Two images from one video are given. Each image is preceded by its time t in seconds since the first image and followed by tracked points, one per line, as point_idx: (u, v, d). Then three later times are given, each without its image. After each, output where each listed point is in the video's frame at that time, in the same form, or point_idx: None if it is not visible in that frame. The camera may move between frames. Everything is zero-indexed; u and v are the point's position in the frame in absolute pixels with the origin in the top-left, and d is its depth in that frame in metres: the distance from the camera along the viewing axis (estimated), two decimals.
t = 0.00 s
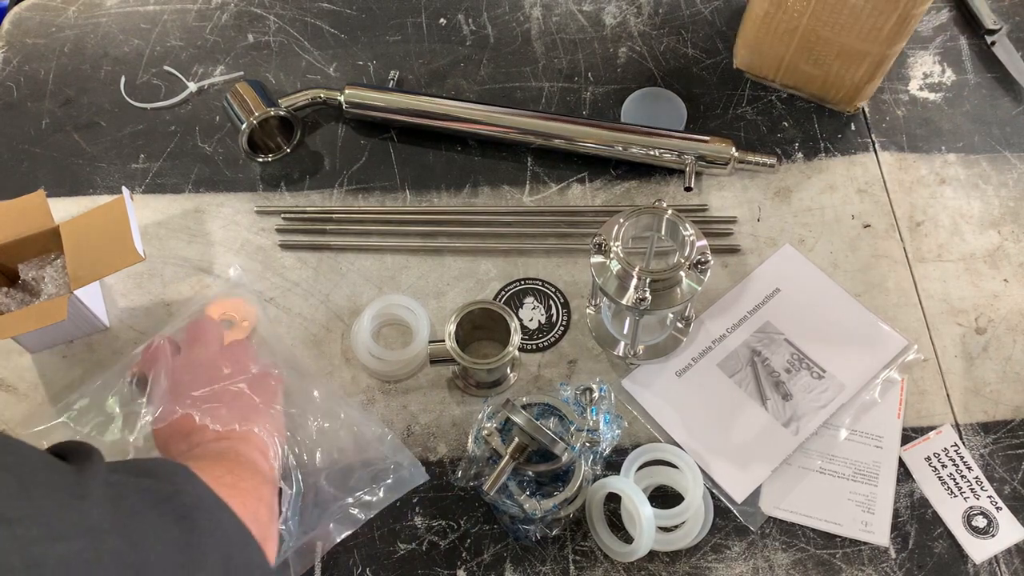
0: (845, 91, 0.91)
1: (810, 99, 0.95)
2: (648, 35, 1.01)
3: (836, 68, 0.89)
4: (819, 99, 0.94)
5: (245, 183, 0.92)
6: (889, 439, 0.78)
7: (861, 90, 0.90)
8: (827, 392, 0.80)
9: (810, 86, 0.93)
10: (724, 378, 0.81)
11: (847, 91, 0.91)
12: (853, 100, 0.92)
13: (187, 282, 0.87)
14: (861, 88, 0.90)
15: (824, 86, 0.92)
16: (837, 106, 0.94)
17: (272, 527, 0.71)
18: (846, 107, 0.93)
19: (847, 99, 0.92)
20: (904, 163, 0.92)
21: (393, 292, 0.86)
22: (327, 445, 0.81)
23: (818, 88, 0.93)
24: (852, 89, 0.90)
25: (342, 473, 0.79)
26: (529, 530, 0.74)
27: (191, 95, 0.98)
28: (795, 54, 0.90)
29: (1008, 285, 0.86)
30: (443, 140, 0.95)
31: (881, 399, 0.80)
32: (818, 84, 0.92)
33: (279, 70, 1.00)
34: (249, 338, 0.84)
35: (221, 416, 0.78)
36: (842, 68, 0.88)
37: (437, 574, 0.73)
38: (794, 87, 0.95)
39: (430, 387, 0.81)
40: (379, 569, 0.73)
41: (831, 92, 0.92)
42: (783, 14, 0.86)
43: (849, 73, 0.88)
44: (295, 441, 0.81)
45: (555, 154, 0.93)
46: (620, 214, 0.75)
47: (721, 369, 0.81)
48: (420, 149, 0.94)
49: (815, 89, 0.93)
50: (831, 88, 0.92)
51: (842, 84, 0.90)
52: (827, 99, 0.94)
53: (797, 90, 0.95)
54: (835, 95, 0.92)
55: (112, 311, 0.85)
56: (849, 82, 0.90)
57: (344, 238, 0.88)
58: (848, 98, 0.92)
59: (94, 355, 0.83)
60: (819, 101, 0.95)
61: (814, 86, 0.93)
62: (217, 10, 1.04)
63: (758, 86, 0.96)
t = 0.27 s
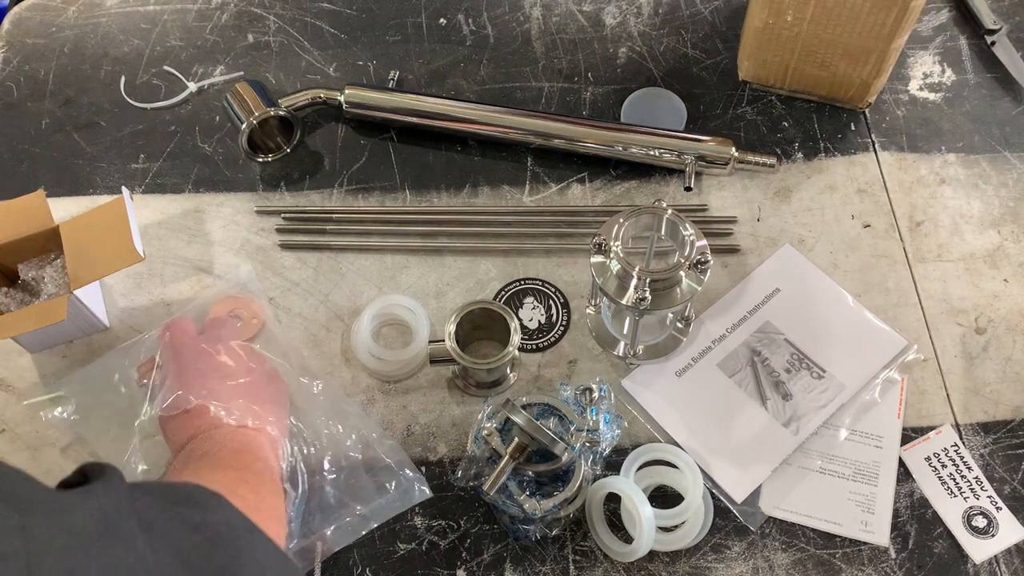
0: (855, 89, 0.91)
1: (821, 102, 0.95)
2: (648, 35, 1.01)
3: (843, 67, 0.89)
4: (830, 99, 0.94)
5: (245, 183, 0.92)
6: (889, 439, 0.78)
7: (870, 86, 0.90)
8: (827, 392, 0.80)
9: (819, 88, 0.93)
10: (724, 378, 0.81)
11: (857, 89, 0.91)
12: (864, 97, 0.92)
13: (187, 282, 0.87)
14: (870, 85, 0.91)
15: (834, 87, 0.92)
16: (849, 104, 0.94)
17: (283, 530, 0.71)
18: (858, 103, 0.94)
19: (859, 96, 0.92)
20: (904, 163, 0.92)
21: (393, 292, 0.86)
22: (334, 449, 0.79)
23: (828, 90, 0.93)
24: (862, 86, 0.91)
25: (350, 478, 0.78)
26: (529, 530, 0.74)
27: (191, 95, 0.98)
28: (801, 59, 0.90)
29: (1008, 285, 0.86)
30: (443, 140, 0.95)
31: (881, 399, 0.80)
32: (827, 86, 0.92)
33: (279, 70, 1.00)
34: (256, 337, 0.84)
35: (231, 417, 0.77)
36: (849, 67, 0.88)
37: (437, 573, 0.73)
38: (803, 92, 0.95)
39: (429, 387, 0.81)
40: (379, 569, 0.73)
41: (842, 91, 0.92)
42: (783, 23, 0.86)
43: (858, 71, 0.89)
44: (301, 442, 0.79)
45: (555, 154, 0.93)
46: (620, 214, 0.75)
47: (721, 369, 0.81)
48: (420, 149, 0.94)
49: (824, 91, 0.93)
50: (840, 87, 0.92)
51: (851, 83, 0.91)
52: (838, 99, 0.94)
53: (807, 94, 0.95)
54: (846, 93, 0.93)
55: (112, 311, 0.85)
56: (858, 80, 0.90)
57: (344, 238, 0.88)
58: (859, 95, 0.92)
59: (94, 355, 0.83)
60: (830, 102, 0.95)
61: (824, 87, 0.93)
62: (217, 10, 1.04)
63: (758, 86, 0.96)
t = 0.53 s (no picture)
0: (863, 88, 0.92)
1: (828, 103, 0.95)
2: (648, 35, 1.01)
3: (852, 68, 0.89)
4: (838, 100, 0.94)
5: (245, 183, 0.92)
6: (889, 439, 0.78)
7: (880, 84, 0.90)
8: (827, 392, 0.80)
9: (827, 90, 0.93)
10: (724, 378, 0.81)
11: (867, 88, 0.91)
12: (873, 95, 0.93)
13: (187, 282, 0.87)
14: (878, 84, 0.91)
15: (843, 88, 0.92)
16: (857, 104, 0.94)
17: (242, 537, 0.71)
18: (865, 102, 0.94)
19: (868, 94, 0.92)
20: (905, 163, 0.92)
21: (393, 292, 0.86)
22: (320, 450, 0.80)
23: (836, 91, 0.93)
24: (871, 85, 0.91)
25: (335, 479, 0.78)
26: (529, 530, 0.74)
27: (191, 95, 0.98)
28: (809, 62, 0.90)
29: (1008, 285, 0.86)
30: (443, 140, 0.95)
31: (881, 398, 0.80)
32: (836, 87, 0.92)
33: (279, 70, 1.00)
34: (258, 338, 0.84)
35: (200, 432, 0.78)
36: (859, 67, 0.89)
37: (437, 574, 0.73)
38: (810, 95, 0.95)
39: (430, 387, 0.81)
40: (379, 569, 0.73)
41: (850, 91, 0.93)
42: (792, 27, 0.87)
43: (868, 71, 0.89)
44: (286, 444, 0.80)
45: (555, 154, 0.93)
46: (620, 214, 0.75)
47: (722, 369, 0.81)
48: (420, 149, 0.94)
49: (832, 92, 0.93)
50: (849, 88, 0.92)
51: (860, 82, 0.91)
52: (846, 100, 0.94)
53: (816, 97, 0.95)
54: (855, 93, 0.93)
55: (112, 311, 0.85)
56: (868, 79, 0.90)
57: (344, 237, 0.88)
58: (868, 93, 0.92)
59: (94, 355, 0.83)
60: (837, 104, 0.95)
61: (832, 89, 0.93)
62: (217, 10, 1.04)
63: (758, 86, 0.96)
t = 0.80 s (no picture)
0: (864, 89, 0.91)
1: (829, 104, 0.95)
2: (648, 35, 1.01)
3: (852, 70, 0.89)
4: (839, 100, 0.94)
5: (245, 183, 0.92)
6: (889, 439, 0.78)
7: (880, 84, 0.90)
8: (827, 392, 0.80)
9: (828, 90, 0.93)
10: (724, 378, 0.81)
11: (867, 89, 0.91)
12: (874, 95, 0.93)
13: (187, 282, 0.87)
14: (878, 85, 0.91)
15: (844, 89, 0.92)
16: (858, 103, 0.94)
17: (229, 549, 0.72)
18: (866, 102, 0.94)
19: (869, 94, 0.92)
20: (904, 163, 0.91)
21: (393, 292, 0.86)
22: (313, 459, 0.79)
23: (837, 92, 0.93)
24: (872, 85, 0.91)
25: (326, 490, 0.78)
26: (529, 530, 0.74)
27: (191, 95, 0.98)
28: (808, 65, 0.90)
29: (1008, 285, 0.86)
30: (443, 140, 0.95)
31: (881, 399, 0.80)
32: (836, 88, 0.92)
33: (279, 70, 1.00)
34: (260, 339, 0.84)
35: (182, 440, 0.77)
36: (858, 68, 0.88)
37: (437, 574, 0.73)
38: (812, 95, 0.94)
39: (429, 387, 0.81)
40: (379, 569, 0.73)
41: (851, 92, 0.93)
42: (789, 31, 0.87)
43: (868, 71, 0.89)
44: (279, 450, 0.80)
45: (555, 154, 0.93)
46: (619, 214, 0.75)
47: (721, 369, 0.81)
48: (420, 149, 0.94)
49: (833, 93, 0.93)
50: (850, 89, 0.92)
51: (860, 83, 0.91)
52: (847, 100, 0.94)
53: (817, 98, 0.95)
54: (855, 93, 0.93)
55: (112, 311, 0.85)
56: (868, 79, 0.90)
57: (344, 237, 0.88)
58: (869, 93, 0.92)
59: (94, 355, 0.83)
60: (839, 104, 0.94)
61: (833, 90, 0.93)
62: (217, 10, 1.04)
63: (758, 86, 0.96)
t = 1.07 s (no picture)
0: (863, 90, 0.91)
1: (829, 104, 0.95)
2: (648, 35, 1.01)
3: (850, 71, 0.89)
4: (839, 101, 0.94)
5: (245, 183, 0.92)
6: (889, 439, 0.78)
7: (879, 85, 0.90)
8: (827, 392, 0.80)
9: (828, 91, 0.93)
10: (724, 378, 0.81)
11: (866, 90, 0.91)
12: (873, 96, 0.93)
13: (187, 282, 0.87)
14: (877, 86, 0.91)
15: (843, 89, 0.92)
16: (857, 104, 0.94)
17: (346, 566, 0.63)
18: (866, 103, 0.94)
19: (868, 95, 0.92)
20: (904, 163, 0.92)
21: (393, 292, 0.86)
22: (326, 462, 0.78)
23: (836, 93, 0.93)
24: (870, 87, 0.91)
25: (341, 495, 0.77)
26: (529, 530, 0.74)
27: (191, 95, 0.98)
28: (806, 65, 0.90)
29: (1008, 285, 0.86)
30: (443, 140, 0.95)
31: (881, 399, 0.80)
32: (835, 89, 0.92)
33: (279, 70, 1.00)
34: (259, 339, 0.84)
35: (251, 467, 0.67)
36: (857, 69, 0.89)
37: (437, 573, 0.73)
38: (811, 95, 0.94)
39: (430, 387, 0.81)
40: (379, 569, 0.73)
41: (850, 93, 0.93)
42: (787, 31, 0.87)
43: (866, 73, 0.89)
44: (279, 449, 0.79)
45: (555, 154, 0.93)
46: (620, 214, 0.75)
47: (722, 369, 0.81)
48: (420, 150, 0.94)
49: (833, 93, 0.93)
50: (849, 90, 0.92)
51: (859, 84, 0.91)
52: (846, 100, 0.94)
53: (816, 98, 0.95)
54: (855, 94, 0.93)
55: (112, 311, 0.85)
56: (867, 80, 0.90)
57: (344, 237, 0.88)
58: (868, 95, 0.92)
59: (94, 355, 0.83)
60: (839, 104, 0.94)
61: (832, 90, 0.93)
62: (217, 10, 1.04)
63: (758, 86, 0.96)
